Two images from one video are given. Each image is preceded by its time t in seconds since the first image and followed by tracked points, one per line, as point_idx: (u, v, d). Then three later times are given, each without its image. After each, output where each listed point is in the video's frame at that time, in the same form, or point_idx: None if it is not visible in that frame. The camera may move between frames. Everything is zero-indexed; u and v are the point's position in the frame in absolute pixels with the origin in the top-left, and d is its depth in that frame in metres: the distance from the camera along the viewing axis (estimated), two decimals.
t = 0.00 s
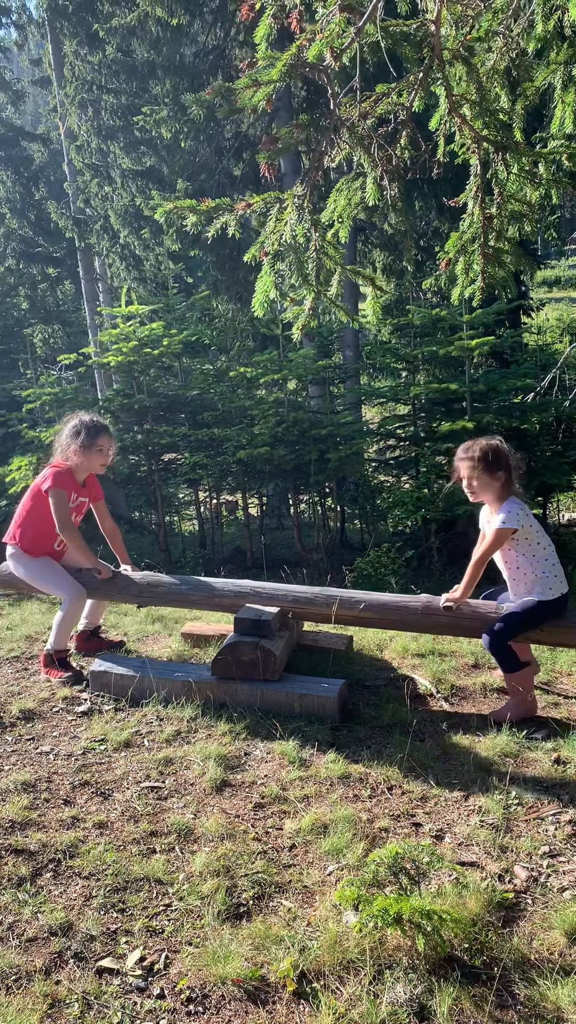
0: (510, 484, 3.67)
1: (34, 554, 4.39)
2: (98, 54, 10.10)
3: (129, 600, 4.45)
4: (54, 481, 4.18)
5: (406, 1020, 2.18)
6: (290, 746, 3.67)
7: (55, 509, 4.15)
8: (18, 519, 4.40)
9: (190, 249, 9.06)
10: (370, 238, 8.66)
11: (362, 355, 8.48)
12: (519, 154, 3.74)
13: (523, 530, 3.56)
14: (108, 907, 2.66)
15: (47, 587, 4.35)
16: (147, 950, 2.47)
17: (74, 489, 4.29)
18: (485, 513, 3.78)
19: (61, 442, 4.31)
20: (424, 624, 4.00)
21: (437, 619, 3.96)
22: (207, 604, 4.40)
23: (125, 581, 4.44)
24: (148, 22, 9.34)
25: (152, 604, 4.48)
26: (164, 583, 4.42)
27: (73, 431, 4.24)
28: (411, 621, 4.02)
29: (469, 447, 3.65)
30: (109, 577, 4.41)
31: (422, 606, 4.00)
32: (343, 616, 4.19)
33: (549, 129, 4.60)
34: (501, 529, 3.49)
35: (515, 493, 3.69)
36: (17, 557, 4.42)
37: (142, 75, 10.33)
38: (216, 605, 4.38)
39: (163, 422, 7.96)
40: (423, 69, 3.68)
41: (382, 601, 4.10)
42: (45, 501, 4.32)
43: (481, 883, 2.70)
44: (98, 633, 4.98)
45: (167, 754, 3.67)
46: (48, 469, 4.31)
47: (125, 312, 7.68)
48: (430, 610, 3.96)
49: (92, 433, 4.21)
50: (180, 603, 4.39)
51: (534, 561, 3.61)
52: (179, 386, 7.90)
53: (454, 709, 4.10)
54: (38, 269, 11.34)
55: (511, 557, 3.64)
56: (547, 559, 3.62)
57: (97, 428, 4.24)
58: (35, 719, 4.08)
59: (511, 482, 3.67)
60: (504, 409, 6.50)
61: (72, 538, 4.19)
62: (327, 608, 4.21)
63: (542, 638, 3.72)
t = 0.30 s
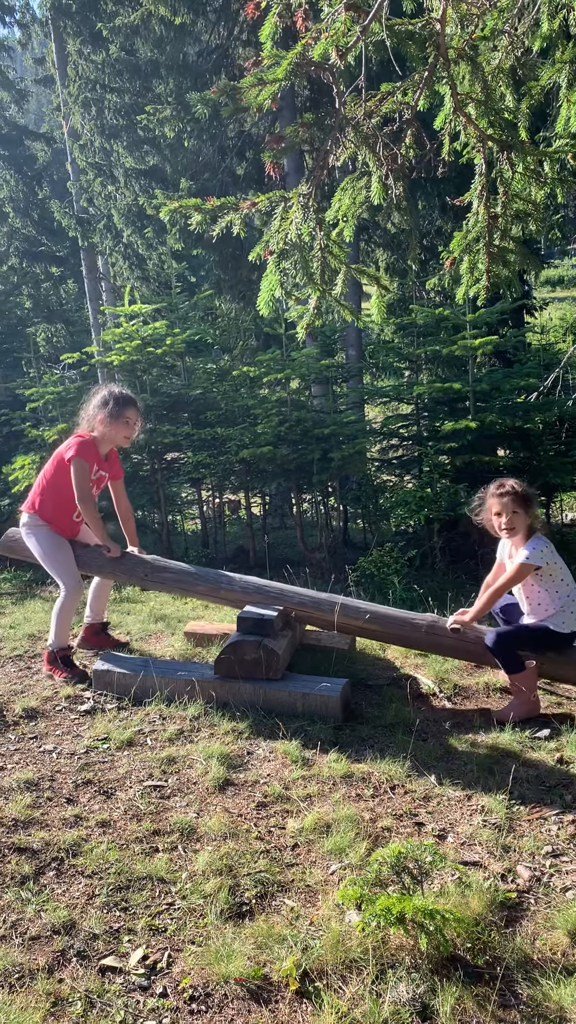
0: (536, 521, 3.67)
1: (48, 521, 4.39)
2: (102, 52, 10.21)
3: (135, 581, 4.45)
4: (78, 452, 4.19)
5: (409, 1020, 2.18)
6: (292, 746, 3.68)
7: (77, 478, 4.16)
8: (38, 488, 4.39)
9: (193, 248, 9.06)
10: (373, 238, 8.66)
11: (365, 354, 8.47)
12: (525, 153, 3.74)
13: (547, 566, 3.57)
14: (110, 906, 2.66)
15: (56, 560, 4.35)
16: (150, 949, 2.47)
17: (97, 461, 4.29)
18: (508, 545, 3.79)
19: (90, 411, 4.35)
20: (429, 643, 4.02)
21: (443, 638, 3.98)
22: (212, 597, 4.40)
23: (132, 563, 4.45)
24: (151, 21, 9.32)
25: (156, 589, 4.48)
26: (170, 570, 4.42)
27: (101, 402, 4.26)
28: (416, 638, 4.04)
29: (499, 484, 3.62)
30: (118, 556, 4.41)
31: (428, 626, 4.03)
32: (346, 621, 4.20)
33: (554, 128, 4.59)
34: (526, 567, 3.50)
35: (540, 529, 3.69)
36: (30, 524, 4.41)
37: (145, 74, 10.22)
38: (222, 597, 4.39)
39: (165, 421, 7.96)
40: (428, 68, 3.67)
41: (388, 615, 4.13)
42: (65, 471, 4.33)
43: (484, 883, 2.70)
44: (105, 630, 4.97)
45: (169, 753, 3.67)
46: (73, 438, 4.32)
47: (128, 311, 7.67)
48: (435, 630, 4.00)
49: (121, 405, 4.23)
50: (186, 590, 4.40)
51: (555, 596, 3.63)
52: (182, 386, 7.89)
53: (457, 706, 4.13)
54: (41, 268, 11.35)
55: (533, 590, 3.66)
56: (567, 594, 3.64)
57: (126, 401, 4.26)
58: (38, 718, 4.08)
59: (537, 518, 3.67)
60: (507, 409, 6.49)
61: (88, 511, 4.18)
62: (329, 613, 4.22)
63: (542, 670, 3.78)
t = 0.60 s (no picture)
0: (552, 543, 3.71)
1: (54, 504, 4.34)
2: (103, 52, 10.26)
3: (139, 570, 4.44)
4: (89, 433, 4.16)
5: (411, 1019, 2.18)
6: (294, 746, 3.68)
7: (86, 460, 4.14)
8: (44, 469, 4.35)
9: (194, 248, 9.06)
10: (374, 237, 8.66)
11: (366, 354, 8.46)
12: (527, 153, 3.73)
13: (559, 587, 3.61)
14: (112, 906, 2.66)
15: (62, 544, 4.31)
16: (152, 948, 2.47)
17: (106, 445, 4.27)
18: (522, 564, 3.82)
19: (102, 396, 4.39)
20: (430, 653, 4.03)
21: (444, 650, 4.00)
22: (216, 590, 4.41)
23: (137, 552, 4.44)
24: (152, 20, 9.30)
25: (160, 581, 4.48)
26: (176, 562, 4.42)
27: (115, 388, 4.30)
28: (418, 646, 4.04)
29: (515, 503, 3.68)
30: (123, 544, 4.40)
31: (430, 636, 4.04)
32: (347, 626, 4.20)
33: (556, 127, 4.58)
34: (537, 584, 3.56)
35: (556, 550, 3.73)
36: (37, 507, 4.36)
37: (147, 73, 10.18)
38: (226, 593, 4.40)
39: (167, 421, 7.96)
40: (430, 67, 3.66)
41: (390, 621, 4.14)
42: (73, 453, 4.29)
43: (486, 882, 2.70)
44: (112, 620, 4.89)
45: (170, 753, 3.67)
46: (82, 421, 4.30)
47: (129, 311, 7.66)
48: (438, 640, 4.00)
49: (134, 392, 4.27)
50: (190, 582, 4.40)
51: (566, 617, 3.65)
52: (183, 385, 7.88)
53: (459, 705, 4.13)
54: (42, 267, 11.35)
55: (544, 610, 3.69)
56: None
57: (139, 389, 4.30)
58: (39, 718, 4.08)
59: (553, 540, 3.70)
60: (509, 408, 6.48)
61: (97, 494, 4.16)
62: (331, 615, 4.23)
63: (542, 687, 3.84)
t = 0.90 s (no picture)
0: (544, 521, 3.67)
1: (47, 519, 4.35)
2: (102, 52, 10.25)
3: (135, 580, 4.46)
4: (78, 444, 4.20)
5: (410, 1020, 2.18)
6: (294, 746, 3.67)
7: (79, 473, 4.17)
8: (34, 485, 4.36)
9: (193, 248, 9.06)
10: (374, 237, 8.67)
11: (366, 354, 8.46)
12: (525, 153, 3.73)
13: (552, 566, 3.58)
14: (111, 906, 2.67)
15: (58, 557, 4.32)
16: (151, 949, 2.47)
17: (95, 456, 4.30)
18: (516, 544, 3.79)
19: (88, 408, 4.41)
20: (431, 641, 4.02)
21: (444, 638, 3.99)
22: (215, 596, 4.41)
23: (132, 562, 4.45)
24: (151, 21, 9.29)
25: (157, 589, 4.49)
26: (172, 570, 4.43)
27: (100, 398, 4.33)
28: (418, 637, 4.04)
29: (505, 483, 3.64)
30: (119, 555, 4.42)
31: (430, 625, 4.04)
32: (347, 620, 4.20)
33: (554, 128, 4.58)
34: (529, 566, 3.53)
35: (548, 529, 3.69)
36: (29, 523, 4.36)
37: (145, 74, 10.12)
38: (224, 597, 4.40)
39: (166, 421, 7.96)
40: (428, 68, 3.66)
41: (389, 614, 4.14)
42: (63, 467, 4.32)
43: (485, 883, 2.70)
44: (113, 627, 4.93)
45: (170, 754, 3.67)
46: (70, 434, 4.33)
47: (128, 311, 7.66)
48: (437, 628, 4.00)
49: (120, 399, 4.30)
50: (188, 590, 4.41)
51: (560, 596, 3.63)
52: (182, 386, 7.87)
53: (459, 705, 4.13)
54: (42, 268, 11.35)
55: (539, 591, 3.66)
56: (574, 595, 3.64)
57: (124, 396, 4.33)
58: (39, 718, 4.09)
59: (545, 519, 3.67)
60: (509, 408, 6.47)
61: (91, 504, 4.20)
62: (330, 612, 4.23)
63: (544, 669, 3.75)
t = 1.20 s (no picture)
0: (518, 471, 3.70)
1: (30, 560, 4.42)
2: (100, 53, 10.19)
3: (129, 606, 4.47)
4: (51, 487, 4.21)
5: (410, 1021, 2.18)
6: (293, 747, 3.67)
7: (51, 511, 4.18)
8: (14, 529, 4.40)
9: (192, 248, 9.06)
10: (372, 237, 8.68)
11: (365, 354, 8.47)
12: (522, 152, 3.73)
13: (530, 515, 3.60)
14: (110, 907, 2.66)
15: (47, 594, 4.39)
16: (150, 951, 2.47)
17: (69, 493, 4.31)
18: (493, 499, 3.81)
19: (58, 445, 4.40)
20: (429, 612, 3.99)
21: (441, 607, 3.96)
22: (211, 607, 4.38)
23: (123, 590, 4.46)
24: (150, 20, 9.33)
25: (153, 610, 4.50)
26: (165, 589, 4.42)
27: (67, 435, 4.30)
28: (415, 609, 4.02)
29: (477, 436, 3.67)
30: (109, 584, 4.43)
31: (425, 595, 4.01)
32: (348, 611, 4.19)
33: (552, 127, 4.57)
34: (508, 516, 3.54)
35: (522, 479, 3.72)
36: (16, 566, 4.45)
37: (144, 73, 10.08)
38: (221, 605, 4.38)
39: (165, 421, 7.96)
40: (425, 67, 3.65)
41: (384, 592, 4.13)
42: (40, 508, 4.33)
43: (485, 883, 2.70)
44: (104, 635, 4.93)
45: (169, 754, 3.67)
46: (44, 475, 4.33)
47: (127, 311, 7.65)
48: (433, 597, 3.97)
49: (84, 436, 4.25)
50: (184, 606, 4.41)
51: (541, 545, 3.64)
52: (181, 386, 7.87)
53: (458, 705, 4.12)
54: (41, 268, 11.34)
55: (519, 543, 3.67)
56: (555, 543, 3.65)
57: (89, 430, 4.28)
58: (38, 718, 4.09)
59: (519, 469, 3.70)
60: (508, 407, 6.46)
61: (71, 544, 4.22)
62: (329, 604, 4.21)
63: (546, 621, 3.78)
